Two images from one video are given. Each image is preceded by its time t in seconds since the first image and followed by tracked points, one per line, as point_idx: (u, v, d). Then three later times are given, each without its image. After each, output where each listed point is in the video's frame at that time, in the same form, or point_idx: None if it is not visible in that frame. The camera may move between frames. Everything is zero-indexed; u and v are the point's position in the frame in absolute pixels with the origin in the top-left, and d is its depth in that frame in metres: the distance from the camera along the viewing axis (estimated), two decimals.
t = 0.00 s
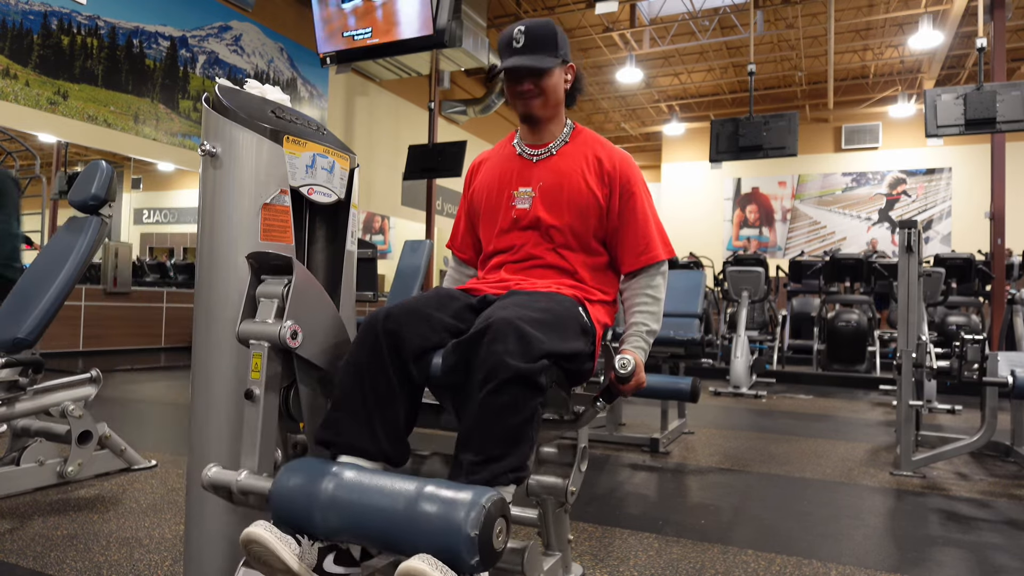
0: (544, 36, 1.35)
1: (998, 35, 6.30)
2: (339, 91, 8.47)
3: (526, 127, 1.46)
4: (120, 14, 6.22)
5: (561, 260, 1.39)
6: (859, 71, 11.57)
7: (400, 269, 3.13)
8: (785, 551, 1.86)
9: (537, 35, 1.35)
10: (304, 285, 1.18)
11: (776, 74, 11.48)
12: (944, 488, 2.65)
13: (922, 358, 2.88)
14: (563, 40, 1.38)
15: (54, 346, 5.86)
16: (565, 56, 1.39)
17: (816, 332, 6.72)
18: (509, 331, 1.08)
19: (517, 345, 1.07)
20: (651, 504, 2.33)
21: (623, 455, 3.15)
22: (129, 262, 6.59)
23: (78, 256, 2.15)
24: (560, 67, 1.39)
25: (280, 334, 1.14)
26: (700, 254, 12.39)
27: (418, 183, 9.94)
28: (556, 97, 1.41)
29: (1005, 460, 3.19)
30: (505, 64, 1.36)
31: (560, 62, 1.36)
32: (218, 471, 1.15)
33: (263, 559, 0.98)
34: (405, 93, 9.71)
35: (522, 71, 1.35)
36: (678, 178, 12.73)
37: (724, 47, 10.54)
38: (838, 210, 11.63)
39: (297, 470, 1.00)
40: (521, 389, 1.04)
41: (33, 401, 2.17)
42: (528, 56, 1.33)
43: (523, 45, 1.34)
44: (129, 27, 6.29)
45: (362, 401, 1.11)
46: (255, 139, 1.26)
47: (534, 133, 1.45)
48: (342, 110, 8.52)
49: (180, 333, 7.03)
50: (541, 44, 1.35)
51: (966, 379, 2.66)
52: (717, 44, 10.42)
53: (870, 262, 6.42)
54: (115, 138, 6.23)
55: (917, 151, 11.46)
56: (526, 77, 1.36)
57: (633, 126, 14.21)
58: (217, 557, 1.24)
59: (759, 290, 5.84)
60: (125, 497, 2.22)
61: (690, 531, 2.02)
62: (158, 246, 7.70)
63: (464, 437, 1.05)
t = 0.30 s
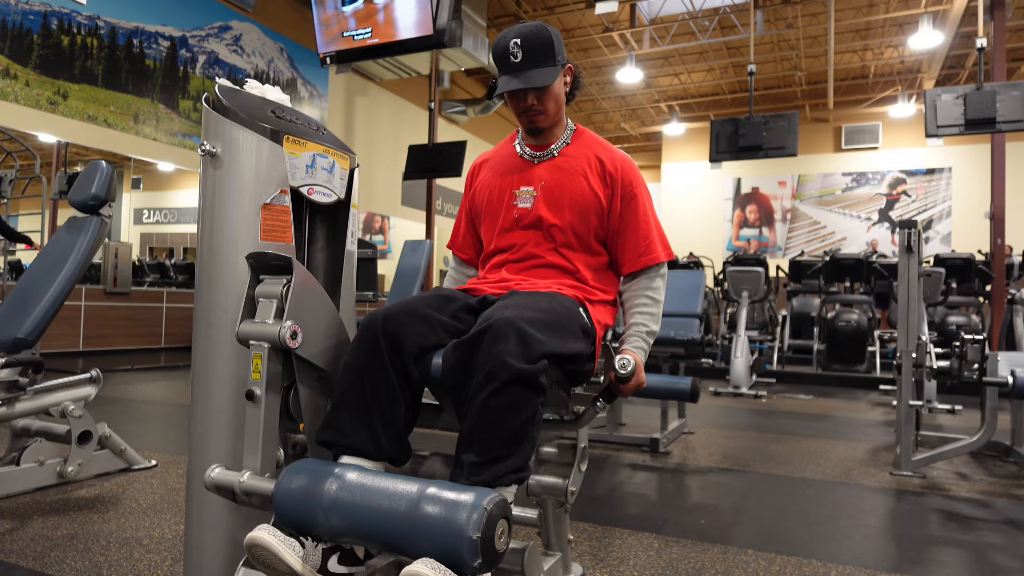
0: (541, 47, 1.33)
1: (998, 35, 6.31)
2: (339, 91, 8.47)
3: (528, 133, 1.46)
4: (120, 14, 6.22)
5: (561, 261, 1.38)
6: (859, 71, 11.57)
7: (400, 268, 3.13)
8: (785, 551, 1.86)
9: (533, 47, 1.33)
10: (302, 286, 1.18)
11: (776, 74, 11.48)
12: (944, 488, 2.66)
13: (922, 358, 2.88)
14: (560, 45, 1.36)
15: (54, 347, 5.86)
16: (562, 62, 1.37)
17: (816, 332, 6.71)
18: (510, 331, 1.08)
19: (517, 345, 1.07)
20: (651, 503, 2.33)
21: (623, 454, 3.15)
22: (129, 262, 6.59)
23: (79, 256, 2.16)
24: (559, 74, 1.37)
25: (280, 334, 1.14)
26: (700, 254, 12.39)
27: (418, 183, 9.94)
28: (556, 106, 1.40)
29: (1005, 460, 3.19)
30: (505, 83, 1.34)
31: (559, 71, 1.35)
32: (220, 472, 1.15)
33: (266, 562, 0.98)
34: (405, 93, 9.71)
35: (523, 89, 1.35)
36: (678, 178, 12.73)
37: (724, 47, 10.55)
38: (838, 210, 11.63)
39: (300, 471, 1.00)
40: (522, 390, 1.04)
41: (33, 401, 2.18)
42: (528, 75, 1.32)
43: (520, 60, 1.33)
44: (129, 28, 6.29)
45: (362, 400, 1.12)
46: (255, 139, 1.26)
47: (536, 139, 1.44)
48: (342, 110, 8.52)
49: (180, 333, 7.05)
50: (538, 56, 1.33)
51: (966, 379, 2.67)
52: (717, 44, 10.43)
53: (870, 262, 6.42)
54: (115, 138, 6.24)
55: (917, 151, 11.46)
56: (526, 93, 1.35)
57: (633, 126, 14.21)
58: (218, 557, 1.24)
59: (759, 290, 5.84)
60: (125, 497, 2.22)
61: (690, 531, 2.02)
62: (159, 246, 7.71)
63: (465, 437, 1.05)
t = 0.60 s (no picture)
0: (543, 41, 1.34)
1: (998, 35, 6.30)
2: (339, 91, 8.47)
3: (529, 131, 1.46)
4: (120, 14, 6.22)
5: (561, 260, 1.38)
6: (859, 71, 11.57)
7: (400, 268, 3.14)
8: (785, 551, 1.86)
9: (536, 41, 1.33)
10: (303, 286, 1.18)
11: (776, 74, 11.48)
12: (944, 488, 2.66)
13: (922, 358, 2.88)
14: (561, 42, 1.37)
15: (54, 346, 5.86)
16: (563, 60, 1.38)
17: (816, 332, 6.72)
18: (510, 332, 1.08)
19: (518, 346, 1.07)
20: (651, 503, 2.33)
21: (623, 454, 3.15)
22: (129, 262, 6.59)
23: (79, 257, 2.16)
24: (560, 71, 1.38)
25: (280, 334, 1.14)
26: (699, 254, 12.39)
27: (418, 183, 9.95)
28: (557, 102, 1.40)
29: (1005, 460, 3.19)
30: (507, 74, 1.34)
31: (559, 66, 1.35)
32: (218, 471, 1.15)
33: (261, 560, 0.98)
34: (404, 93, 9.71)
35: (523, 80, 1.34)
36: (678, 178, 12.73)
37: (724, 47, 10.56)
38: (838, 210, 11.63)
39: (298, 470, 1.00)
40: (522, 390, 1.04)
41: (33, 401, 2.18)
42: (530, 68, 1.32)
43: (522, 53, 1.33)
44: (129, 27, 6.29)
45: (362, 400, 1.11)
46: (254, 139, 1.26)
47: (537, 136, 1.45)
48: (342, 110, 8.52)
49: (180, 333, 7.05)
50: (539, 49, 1.34)
51: (966, 379, 2.67)
52: (717, 44, 10.43)
53: (870, 262, 6.42)
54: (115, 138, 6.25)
55: (917, 151, 11.46)
56: (527, 85, 1.35)
57: (633, 126, 14.22)
58: (218, 558, 1.24)
59: (759, 290, 5.84)
60: (125, 497, 2.22)
61: (690, 531, 2.02)
62: (159, 247, 7.70)
63: (464, 437, 1.05)
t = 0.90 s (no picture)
0: (553, 36, 1.36)
1: (998, 35, 6.30)
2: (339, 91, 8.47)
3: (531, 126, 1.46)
4: (120, 14, 6.22)
5: (562, 257, 1.38)
6: (859, 71, 11.58)
7: (400, 268, 3.13)
8: (785, 551, 1.86)
9: (546, 34, 1.35)
10: (307, 282, 1.18)
11: (776, 74, 11.47)
12: (944, 488, 2.65)
13: (922, 358, 2.88)
14: (570, 41, 1.40)
15: (54, 347, 5.86)
16: (571, 58, 1.40)
17: (816, 332, 6.72)
18: (514, 328, 1.08)
19: (520, 341, 1.07)
20: (651, 503, 2.33)
21: (623, 454, 3.15)
22: (129, 262, 6.58)
23: (79, 256, 2.16)
24: (567, 67, 1.39)
25: (283, 329, 1.13)
26: (699, 254, 12.39)
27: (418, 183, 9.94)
28: (563, 97, 1.41)
29: (1005, 460, 3.19)
30: (518, 59, 1.34)
31: (568, 61, 1.38)
32: (192, 456, 1.08)
33: (224, 526, 0.91)
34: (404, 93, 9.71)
35: (533, 69, 1.35)
36: (678, 178, 12.73)
37: (724, 47, 10.56)
38: (838, 210, 11.62)
39: (275, 451, 0.97)
40: (521, 383, 1.04)
41: (33, 401, 2.17)
42: (540, 56, 1.34)
43: (533, 43, 1.35)
44: (129, 27, 6.29)
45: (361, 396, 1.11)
46: (254, 138, 1.26)
47: (540, 131, 1.45)
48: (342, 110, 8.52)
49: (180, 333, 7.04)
50: (550, 42, 1.36)
51: (966, 379, 2.67)
52: (717, 44, 10.44)
53: (870, 262, 6.43)
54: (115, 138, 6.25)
55: (917, 151, 11.46)
56: (535, 73, 1.36)
57: (633, 126, 14.22)
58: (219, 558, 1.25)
59: (759, 290, 5.84)
60: (125, 497, 2.22)
61: (690, 531, 2.02)
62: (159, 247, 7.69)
63: (458, 427, 1.03)
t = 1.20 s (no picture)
0: (559, 39, 1.37)
1: (998, 35, 6.29)
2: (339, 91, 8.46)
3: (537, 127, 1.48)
4: (119, 14, 6.21)
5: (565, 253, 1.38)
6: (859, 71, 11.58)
7: (400, 268, 3.13)
8: (785, 551, 1.85)
9: (553, 37, 1.37)
10: (313, 278, 1.23)
11: (776, 74, 11.47)
12: (944, 488, 2.65)
13: (922, 357, 2.87)
14: (576, 45, 1.42)
15: (54, 346, 5.87)
16: (577, 61, 1.41)
17: (816, 332, 6.72)
18: (514, 319, 1.09)
19: (520, 332, 1.08)
20: (651, 503, 2.33)
21: (623, 454, 3.15)
22: (129, 262, 6.58)
23: (79, 256, 2.15)
24: (573, 70, 1.41)
25: (290, 321, 1.17)
26: (699, 254, 12.39)
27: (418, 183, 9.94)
28: (568, 100, 1.42)
29: (1005, 460, 3.19)
30: (526, 62, 1.36)
31: (575, 65, 1.40)
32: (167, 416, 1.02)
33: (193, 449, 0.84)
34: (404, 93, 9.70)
35: (540, 72, 1.38)
36: (678, 178, 12.74)
37: (724, 47, 10.57)
38: (838, 210, 11.62)
39: (254, 405, 0.95)
40: (518, 365, 1.03)
41: (33, 401, 2.17)
42: (546, 60, 1.36)
43: (540, 46, 1.37)
44: (128, 27, 6.28)
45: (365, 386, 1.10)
46: (254, 138, 1.26)
47: (545, 132, 1.46)
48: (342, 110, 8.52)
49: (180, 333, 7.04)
50: (557, 46, 1.37)
51: (966, 379, 2.67)
52: (717, 43, 10.44)
53: (870, 262, 6.42)
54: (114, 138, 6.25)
55: (917, 151, 11.46)
56: (542, 77, 1.38)
57: (633, 126, 14.22)
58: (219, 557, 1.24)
59: (759, 290, 5.83)
60: (125, 497, 2.22)
61: (691, 531, 2.02)
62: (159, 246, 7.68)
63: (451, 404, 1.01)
